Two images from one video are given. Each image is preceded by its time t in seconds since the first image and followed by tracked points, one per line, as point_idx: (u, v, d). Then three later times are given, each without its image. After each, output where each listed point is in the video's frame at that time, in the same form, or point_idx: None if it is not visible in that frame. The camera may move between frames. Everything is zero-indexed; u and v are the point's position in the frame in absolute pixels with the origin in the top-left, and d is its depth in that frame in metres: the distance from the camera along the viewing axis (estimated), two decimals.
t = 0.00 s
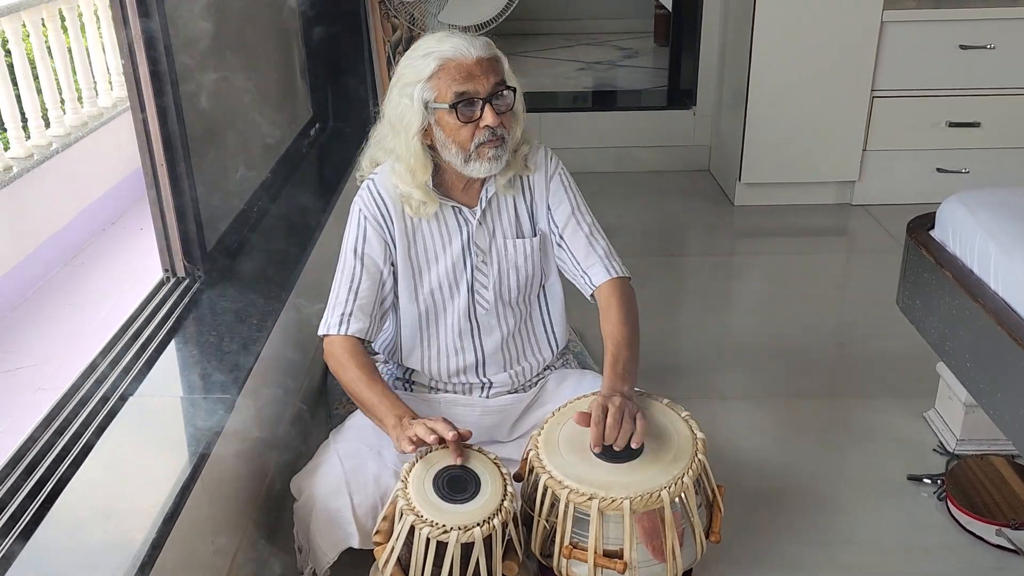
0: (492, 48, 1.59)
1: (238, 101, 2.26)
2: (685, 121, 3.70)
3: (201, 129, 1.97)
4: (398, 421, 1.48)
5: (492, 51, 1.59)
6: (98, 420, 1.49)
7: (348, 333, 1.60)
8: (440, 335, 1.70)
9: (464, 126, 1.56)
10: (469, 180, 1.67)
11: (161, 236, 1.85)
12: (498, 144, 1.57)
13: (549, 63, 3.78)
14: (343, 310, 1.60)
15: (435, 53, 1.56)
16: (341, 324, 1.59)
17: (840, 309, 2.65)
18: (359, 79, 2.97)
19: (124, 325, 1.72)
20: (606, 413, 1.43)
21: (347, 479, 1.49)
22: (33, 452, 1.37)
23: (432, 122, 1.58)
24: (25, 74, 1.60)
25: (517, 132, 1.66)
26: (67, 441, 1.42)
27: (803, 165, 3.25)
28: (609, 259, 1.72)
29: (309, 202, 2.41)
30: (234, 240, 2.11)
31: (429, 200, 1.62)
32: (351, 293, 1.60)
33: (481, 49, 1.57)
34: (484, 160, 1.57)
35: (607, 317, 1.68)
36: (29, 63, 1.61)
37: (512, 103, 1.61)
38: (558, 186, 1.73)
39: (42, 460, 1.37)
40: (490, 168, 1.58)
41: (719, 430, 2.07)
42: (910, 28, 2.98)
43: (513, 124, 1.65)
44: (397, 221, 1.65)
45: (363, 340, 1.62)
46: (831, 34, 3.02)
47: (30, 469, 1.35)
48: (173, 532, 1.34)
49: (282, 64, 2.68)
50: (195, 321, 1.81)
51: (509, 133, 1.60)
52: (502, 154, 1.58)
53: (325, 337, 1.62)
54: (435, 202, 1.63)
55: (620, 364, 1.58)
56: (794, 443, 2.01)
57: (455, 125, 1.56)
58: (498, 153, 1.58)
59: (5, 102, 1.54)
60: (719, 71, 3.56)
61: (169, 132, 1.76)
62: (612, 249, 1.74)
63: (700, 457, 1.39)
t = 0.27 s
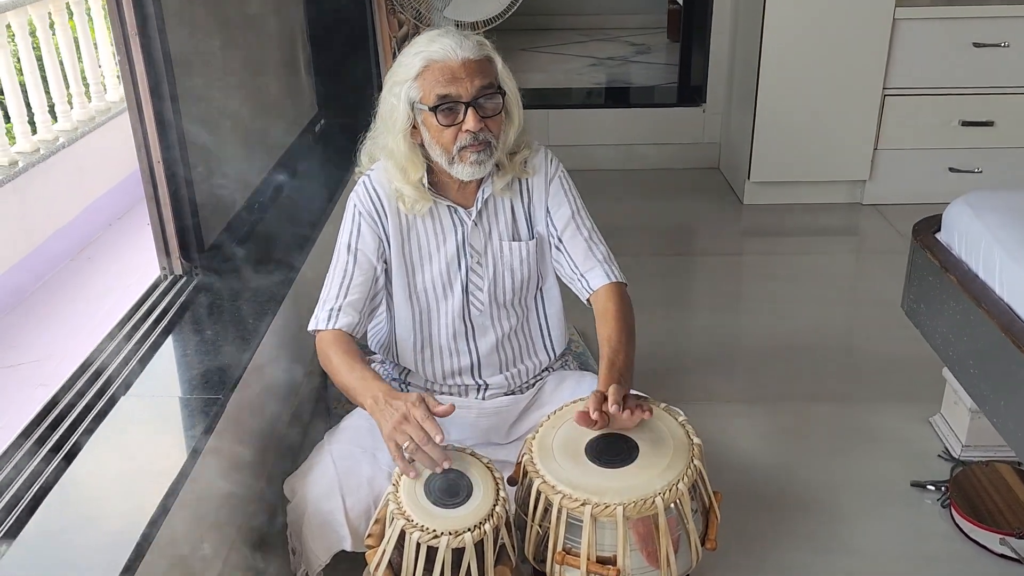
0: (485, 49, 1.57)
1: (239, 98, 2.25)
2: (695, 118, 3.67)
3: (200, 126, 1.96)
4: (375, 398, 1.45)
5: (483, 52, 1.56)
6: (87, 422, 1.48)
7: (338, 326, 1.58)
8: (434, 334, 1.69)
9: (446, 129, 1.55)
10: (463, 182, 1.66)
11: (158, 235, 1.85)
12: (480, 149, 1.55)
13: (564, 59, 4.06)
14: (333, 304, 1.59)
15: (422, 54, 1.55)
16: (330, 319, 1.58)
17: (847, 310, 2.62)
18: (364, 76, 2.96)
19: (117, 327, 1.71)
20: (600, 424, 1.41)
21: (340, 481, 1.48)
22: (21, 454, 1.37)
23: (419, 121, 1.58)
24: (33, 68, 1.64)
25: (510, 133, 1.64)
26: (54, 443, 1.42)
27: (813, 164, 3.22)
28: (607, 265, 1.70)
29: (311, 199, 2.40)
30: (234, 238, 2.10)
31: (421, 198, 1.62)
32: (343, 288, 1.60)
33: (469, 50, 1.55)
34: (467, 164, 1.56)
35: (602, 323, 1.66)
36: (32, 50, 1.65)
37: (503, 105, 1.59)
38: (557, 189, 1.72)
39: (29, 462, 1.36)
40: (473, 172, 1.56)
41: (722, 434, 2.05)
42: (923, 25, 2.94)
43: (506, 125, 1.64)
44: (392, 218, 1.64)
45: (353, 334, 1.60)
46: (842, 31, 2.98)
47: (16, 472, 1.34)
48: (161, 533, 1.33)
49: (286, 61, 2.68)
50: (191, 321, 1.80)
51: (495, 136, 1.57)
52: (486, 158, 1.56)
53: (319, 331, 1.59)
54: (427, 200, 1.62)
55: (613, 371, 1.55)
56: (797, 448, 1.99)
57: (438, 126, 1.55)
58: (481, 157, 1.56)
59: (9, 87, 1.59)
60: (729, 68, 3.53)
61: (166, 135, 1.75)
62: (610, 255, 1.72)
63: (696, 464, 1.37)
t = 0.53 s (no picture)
0: (492, 47, 1.54)
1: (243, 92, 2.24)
2: (705, 116, 3.64)
3: (201, 122, 1.95)
4: (374, 408, 1.46)
5: (490, 50, 1.54)
6: (79, 418, 1.46)
7: (336, 324, 1.58)
8: (432, 333, 1.67)
9: (453, 127, 1.52)
10: (466, 180, 1.64)
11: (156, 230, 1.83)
12: (487, 148, 1.52)
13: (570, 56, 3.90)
14: (332, 300, 1.58)
15: (430, 50, 1.52)
16: (328, 315, 1.58)
17: (855, 312, 2.59)
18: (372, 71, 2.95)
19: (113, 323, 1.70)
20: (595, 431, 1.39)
21: (334, 481, 1.47)
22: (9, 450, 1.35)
23: (424, 118, 1.55)
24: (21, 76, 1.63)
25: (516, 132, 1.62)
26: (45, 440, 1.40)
27: (824, 162, 3.18)
28: (605, 270, 1.67)
29: (314, 195, 2.39)
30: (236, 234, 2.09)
31: (423, 196, 1.59)
32: (341, 285, 1.59)
33: (477, 48, 1.52)
34: (472, 163, 1.53)
35: (597, 335, 1.62)
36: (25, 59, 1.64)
37: (509, 104, 1.56)
38: (560, 192, 1.69)
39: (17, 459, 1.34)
40: (478, 172, 1.54)
41: (725, 437, 2.02)
42: (937, 23, 2.90)
43: (512, 125, 1.61)
44: (392, 215, 1.62)
45: (351, 332, 1.60)
46: (854, 29, 2.95)
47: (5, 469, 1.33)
48: (147, 532, 1.31)
49: (293, 57, 2.66)
50: (189, 318, 1.79)
51: (502, 136, 1.55)
52: (492, 158, 1.53)
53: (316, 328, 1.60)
54: (430, 198, 1.60)
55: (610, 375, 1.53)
56: (801, 452, 1.96)
57: (445, 125, 1.52)
58: (487, 157, 1.53)
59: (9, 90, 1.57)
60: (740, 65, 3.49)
61: (166, 136, 1.75)
62: (609, 261, 1.69)
63: (693, 468, 1.35)
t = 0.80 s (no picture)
0: (506, 47, 1.53)
1: (248, 89, 2.24)
2: (716, 115, 3.62)
3: (204, 118, 1.95)
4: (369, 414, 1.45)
5: (504, 50, 1.52)
6: (75, 415, 1.46)
7: (339, 322, 1.57)
8: (435, 333, 1.66)
9: (464, 126, 1.50)
10: (474, 179, 1.61)
11: (158, 226, 1.83)
12: (498, 148, 1.51)
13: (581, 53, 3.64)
14: (335, 298, 1.57)
15: (443, 48, 1.51)
16: (331, 314, 1.56)
17: (863, 313, 2.57)
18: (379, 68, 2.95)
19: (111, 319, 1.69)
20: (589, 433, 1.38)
21: (331, 480, 1.46)
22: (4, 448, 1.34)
23: (434, 117, 1.53)
24: None
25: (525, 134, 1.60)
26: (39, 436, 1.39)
27: (835, 162, 3.15)
28: (607, 277, 1.66)
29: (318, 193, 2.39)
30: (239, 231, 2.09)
31: (431, 195, 1.57)
32: (346, 282, 1.57)
33: (492, 47, 1.51)
34: (483, 162, 1.51)
35: (596, 341, 1.61)
36: None
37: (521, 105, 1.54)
38: (567, 195, 1.68)
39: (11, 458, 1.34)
40: (488, 172, 1.52)
41: (728, 439, 2.01)
42: (951, 22, 2.86)
43: (523, 125, 1.59)
44: (398, 213, 1.60)
45: (352, 331, 1.59)
46: (866, 27, 2.91)
47: None
48: (140, 530, 1.30)
49: (299, 54, 2.66)
50: (189, 313, 1.79)
51: (513, 136, 1.53)
52: (503, 158, 1.52)
53: (318, 325, 1.59)
54: (438, 197, 1.58)
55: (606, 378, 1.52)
56: (806, 456, 1.95)
57: (457, 124, 1.51)
58: (498, 157, 1.51)
59: None
60: (751, 64, 3.47)
61: (168, 135, 1.75)
62: (612, 267, 1.69)
63: (690, 471, 1.34)
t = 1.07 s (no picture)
0: (529, 49, 1.51)
1: (252, 86, 2.24)
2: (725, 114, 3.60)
3: (206, 115, 1.96)
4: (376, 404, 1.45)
5: (527, 52, 1.51)
6: (70, 413, 1.46)
7: (345, 320, 1.57)
8: (438, 334, 1.65)
9: (481, 124, 1.48)
10: (485, 180, 1.60)
11: (160, 223, 1.83)
12: (514, 149, 1.49)
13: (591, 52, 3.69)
14: (340, 298, 1.57)
15: (466, 44, 1.49)
16: (337, 313, 1.57)
17: (870, 315, 2.55)
18: (386, 65, 2.94)
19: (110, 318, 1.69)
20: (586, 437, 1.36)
21: (327, 478, 1.46)
22: None
23: (452, 113, 1.51)
24: None
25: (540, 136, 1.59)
26: (37, 432, 1.40)
27: (845, 162, 3.13)
28: (613, 283, 1.64)
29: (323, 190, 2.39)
30: (242, 228, 2.09)
31: (440, 192, 1.56)
32: (350, 282, 1.57)
33: (515, 48, 1.49)
34: (497, 162, 1.49)
35: (597, 345, 1.60)
36: None
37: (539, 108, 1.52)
38: (577, 200, 1.65)
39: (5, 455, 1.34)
40: (502, 172, 1.50)
41: (730, 441, 1.99)
42: (964, 21, 2.83)
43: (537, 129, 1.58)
44: (405, 212, 1.59)
45: (361, 330, 1.59)
46: (877, 26, 2.89)
47: None
48: (134, 526, 1.30)
49: (305, 51, 2.66)
50: (190, 309, 1.79)
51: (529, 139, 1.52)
52: (517, 160, 1.50)
53: (323, 323, 1.59)
54: (447, 195, 1.56)
55: (603, 380, 1.51)
56: (808, 459, 1.93)
57: (474, 122, 1.49)
58: (514, 158, 1.49)
59: None
60: (762, 63, 3.45)
61: (169, 133, 1.75)
62: (619, 273, 1.66)
63: (687, 474, 1.33)
